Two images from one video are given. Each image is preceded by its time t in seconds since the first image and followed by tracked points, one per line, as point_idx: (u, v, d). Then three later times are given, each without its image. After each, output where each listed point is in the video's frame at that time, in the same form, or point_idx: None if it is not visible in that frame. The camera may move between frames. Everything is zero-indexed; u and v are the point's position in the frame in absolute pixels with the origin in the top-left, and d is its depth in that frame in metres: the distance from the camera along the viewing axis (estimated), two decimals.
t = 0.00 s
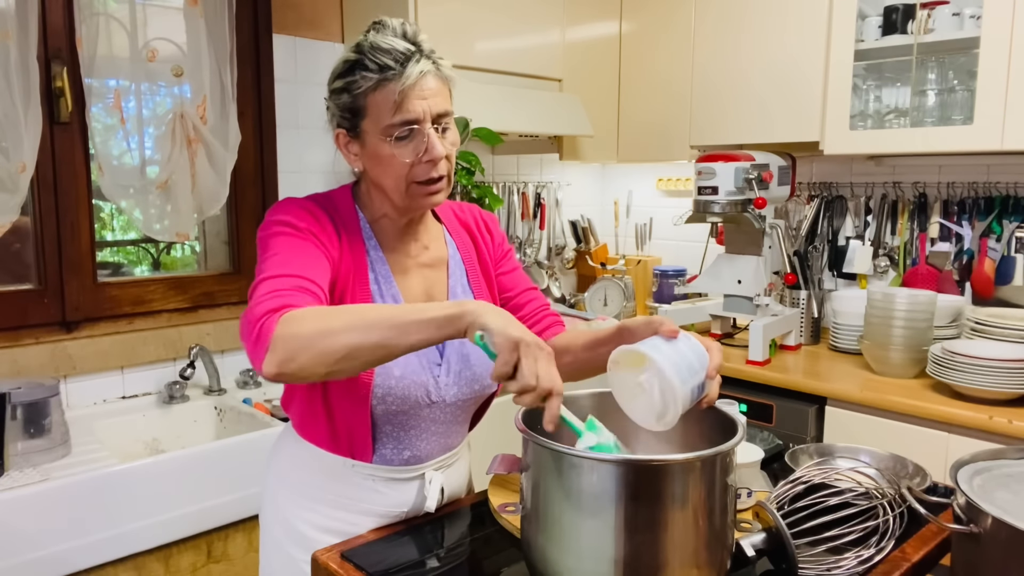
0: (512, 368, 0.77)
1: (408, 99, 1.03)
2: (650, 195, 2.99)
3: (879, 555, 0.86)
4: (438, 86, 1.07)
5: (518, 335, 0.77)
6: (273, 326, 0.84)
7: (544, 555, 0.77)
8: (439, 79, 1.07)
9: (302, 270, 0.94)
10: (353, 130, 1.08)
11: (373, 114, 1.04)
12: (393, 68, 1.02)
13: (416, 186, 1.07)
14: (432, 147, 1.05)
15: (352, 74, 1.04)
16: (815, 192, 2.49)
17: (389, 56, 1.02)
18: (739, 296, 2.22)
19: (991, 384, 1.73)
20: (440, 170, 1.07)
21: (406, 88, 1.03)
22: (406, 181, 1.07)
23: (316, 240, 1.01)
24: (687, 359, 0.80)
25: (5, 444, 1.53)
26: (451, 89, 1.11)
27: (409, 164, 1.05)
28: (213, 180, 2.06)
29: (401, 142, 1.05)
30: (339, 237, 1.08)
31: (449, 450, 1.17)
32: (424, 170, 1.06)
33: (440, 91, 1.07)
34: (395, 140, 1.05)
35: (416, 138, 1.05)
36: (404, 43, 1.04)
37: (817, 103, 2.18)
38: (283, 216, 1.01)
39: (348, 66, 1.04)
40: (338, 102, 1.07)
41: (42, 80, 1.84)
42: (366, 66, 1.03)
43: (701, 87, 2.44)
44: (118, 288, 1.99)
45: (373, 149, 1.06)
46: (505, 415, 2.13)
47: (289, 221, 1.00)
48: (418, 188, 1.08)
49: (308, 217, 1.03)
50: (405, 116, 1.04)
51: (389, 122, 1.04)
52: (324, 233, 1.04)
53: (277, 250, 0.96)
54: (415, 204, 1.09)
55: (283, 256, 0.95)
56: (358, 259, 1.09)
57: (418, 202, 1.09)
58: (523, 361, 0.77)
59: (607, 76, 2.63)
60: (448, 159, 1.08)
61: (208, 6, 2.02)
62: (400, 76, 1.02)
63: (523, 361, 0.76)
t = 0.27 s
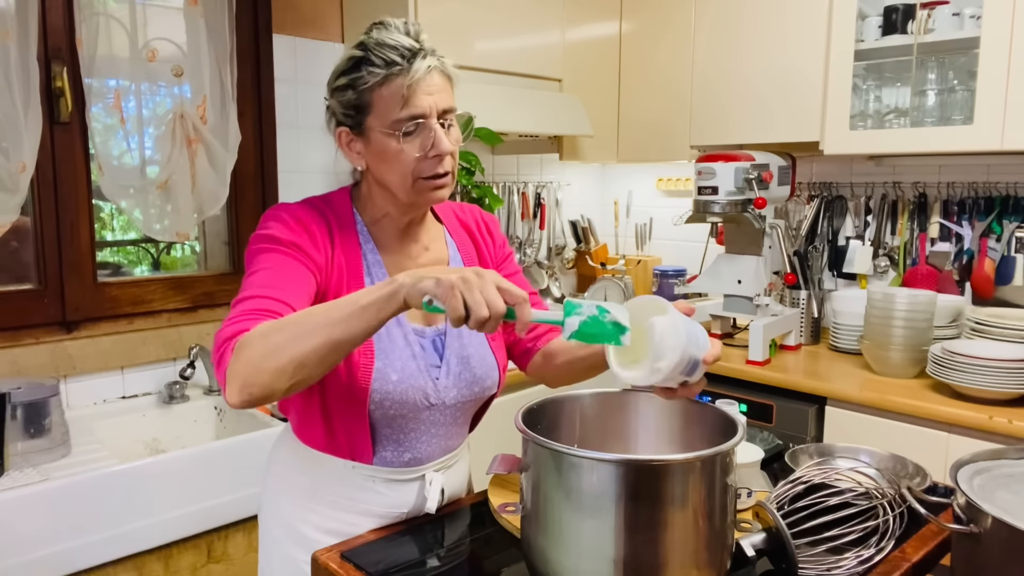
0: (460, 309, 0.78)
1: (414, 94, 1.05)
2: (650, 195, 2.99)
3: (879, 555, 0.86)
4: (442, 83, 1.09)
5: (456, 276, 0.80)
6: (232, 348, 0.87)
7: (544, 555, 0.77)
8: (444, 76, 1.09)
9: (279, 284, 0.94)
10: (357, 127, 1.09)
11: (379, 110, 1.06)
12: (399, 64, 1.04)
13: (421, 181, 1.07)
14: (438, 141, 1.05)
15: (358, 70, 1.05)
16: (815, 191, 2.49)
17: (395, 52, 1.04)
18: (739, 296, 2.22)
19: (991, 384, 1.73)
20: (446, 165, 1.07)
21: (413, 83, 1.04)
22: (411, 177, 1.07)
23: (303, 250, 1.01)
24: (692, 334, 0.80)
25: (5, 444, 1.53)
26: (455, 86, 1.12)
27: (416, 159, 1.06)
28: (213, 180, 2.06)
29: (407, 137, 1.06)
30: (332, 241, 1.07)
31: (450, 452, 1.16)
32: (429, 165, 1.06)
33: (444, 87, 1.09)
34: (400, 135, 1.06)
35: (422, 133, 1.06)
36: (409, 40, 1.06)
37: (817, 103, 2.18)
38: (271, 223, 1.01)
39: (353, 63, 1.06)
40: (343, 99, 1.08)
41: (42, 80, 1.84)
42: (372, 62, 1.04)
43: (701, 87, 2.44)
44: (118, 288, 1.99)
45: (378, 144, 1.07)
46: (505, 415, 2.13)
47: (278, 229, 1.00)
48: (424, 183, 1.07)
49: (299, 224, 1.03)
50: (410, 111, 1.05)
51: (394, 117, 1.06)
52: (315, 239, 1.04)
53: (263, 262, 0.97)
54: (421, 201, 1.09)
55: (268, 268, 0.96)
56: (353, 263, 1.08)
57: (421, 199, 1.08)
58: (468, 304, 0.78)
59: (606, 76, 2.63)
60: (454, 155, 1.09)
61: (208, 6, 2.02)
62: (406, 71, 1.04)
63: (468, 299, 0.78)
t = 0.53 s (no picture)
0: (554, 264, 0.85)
1: (422, 94, 1.05)
2: (650, 195, 2.99)
3: (879, 555, 0.86)
4: (446, 84, 1.09)
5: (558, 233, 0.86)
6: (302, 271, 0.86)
7: (543, 555, 0.77)
8: (448, 77, 1.10)
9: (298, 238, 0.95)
10: (360, 124, 1.08)
11: (385, 108, 1.05)
12: (408, 63, 1.04)
13: (425, 179, 1.07)
14: (443, 141, 1.06)
15: (364, 67, 1.04)
16: (815, 192, 2.49)
17: (405, 51, 1.03)
18: (739, 296, 2.22)
19: (991, 384, 1.73)
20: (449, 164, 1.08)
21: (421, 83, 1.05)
22: (415, 176, 1.07)
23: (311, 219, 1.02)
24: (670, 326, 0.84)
25: (5, 444, 1.53)
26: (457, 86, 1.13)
27: (420, 157, 1.06)
28: (213, 180, 2.06)
29: (412, 136, 1.05)
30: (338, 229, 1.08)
31: (449, 450, 1.17)
32: (433, 164, 1.06)
33: (448, 88, 1.09)
34: (406, 133, 1.05)
35: (428, 132, 1.06)
36: (416, 39, 1.06)
37: (817, 103, 2.18)
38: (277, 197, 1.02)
39: (360, 59, 1.04)
40: (347, 95, 1.06)
41: (42, 80, 1.84)
42: (381, 59, 1.03)
43: (701, 87, 2.44)
44: (118, 288, 1.99)
45: (382, 142, 1.06)
46: (505, 415, 2.13)
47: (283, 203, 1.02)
48: (427, 180, 1.07)
49: (309, 209, 1.04)
50: (418, 110, 1.05)
51: (401, 116, 1.05)
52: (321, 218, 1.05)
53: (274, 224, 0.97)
54: (421, 198, 1.09)
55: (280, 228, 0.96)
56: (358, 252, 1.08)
57: (423, 196, 1.09)
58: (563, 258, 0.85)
59: (606, 76, 2.63)
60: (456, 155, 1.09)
61: (208, 6, 2.02)
62: (415, 71, 1.04)
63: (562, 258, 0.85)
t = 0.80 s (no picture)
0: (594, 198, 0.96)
1: (460, 96, 1.06)
2: (650, 195, 2.99)
3: (879, 555, 0.86)
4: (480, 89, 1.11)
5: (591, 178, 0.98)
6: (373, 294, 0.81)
7: (544, 555, 0.77)
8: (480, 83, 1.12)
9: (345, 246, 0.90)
10: (394, 120, 1.07)
11: (423, 105, 1.05)
12: (449, 66, 1.05)
13: (455, 178, 1.08)
14: (477, 143, 1.07)
15: (405, 66, 1.04)
16: (815, 192, 2.49)
17: (447, 54, 1.05)
18: (739, 296, 2.22)
19: (991, 384, 1.73)
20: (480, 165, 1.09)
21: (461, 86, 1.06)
22: (447, 174, 1.07)
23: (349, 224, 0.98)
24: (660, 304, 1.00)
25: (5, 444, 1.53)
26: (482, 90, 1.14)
27: (454, 157, 1.06)
28: (213, 180, 2.06)
29: (447, 135, 1.06)
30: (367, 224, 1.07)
31: (451, 448, 1.17)
32: (465, 164, 1.07)
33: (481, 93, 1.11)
34: (442, 132, 1.06)
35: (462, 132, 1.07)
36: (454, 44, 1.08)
37: (817, 103, 2.18)
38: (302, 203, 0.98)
39: (401, 57, 1.04)
40: (383, 91, 1.06)
41: (42, 80, 1.84)
42: (423, 60, 1.04)
43: (701, 87, 2.44)
44: (118, 288, 1.99)
45: (416, 139, 1.06)
46: (504, 415, 2.13)
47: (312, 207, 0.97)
48: (458, 179, 1.08)
49: (340, 204, 1.03)
50: (454, 111, 1.06)
51: (438, 115, 1.05)
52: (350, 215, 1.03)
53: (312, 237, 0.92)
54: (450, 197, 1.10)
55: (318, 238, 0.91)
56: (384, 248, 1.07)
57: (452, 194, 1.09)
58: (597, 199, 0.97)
59: (607, 75, 2.63)
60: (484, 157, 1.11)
61: (208, 6, 2.02)
62: (454, 74, 1.06)
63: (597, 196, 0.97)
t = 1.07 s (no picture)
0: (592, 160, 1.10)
1: (512, 111, 1.06)
2: (650, 195, 2.99)
3: (879, 555, 0.86)
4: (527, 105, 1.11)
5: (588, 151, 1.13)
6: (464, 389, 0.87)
7: (544, 555, 0.77)
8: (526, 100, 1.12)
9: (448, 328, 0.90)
10: (447, 132, 1.06)
11: (476, 118, 1.04)
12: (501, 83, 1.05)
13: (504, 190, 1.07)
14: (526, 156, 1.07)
15: (460, 80, 1.04)
16: (815, 192, 2.49)
17: (499, 71, 1.05)
18: (739, 296, 2.22)
19: (990, 384, 1.73)
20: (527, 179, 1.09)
21: (513, 101, 1.06)
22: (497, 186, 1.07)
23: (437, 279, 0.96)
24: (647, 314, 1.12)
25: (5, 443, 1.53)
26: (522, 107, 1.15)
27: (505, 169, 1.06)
28: (213, 180, 2.06)
29: (498, 148, 1.05)
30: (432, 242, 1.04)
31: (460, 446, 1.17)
32: (514, 176, 1.07)
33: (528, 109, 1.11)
34: (493, 145, 1.05)
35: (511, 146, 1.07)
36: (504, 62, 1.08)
37: (817, 103, 2.18)
38: (385, 248, 0.93)
39: (456, 73, 1.04)
40: (437, 105, 1.05)
41: (42, 80, 1.84)
42: (477, 75, 1.04)
43: (701, 87, 2.44)
44: (118, 288, 1.99)
45: (468, 152, 1.05)
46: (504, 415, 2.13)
47: (397, 260, 0.92)
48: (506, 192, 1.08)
49: (411, 231, 0.99)
50: (506, 124, 1.05)
51: (491, 128, 1.05)
52: (423, 247, 0.99)
53: (409, 313, 0.90)
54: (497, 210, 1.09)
55: (418, 314, 0.90)
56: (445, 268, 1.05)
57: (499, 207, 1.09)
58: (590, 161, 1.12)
59: (607, 76, 2.63)
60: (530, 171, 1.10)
61: (208, 6, 2.02)
62: (506, 91, 1.06)
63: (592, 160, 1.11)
